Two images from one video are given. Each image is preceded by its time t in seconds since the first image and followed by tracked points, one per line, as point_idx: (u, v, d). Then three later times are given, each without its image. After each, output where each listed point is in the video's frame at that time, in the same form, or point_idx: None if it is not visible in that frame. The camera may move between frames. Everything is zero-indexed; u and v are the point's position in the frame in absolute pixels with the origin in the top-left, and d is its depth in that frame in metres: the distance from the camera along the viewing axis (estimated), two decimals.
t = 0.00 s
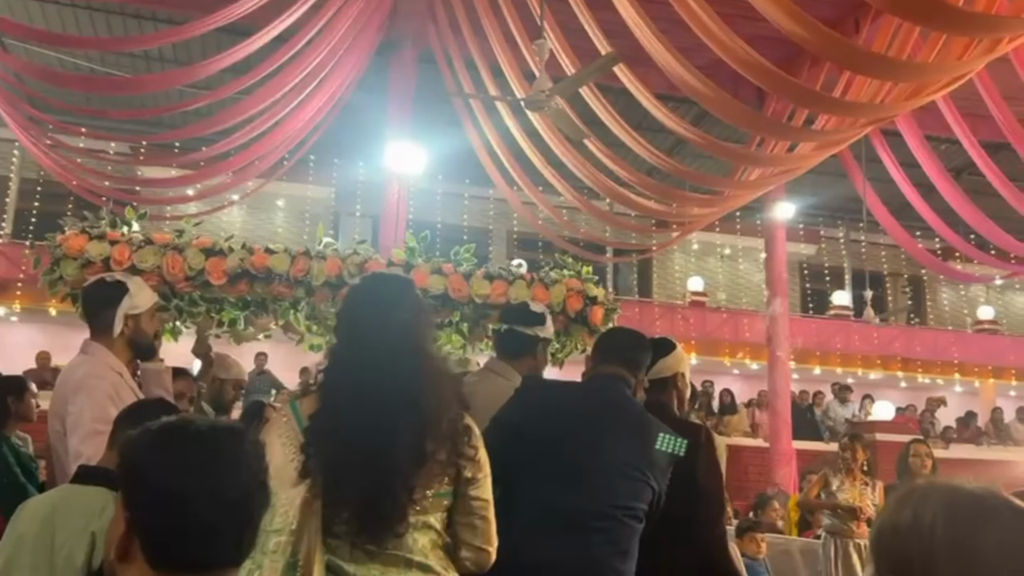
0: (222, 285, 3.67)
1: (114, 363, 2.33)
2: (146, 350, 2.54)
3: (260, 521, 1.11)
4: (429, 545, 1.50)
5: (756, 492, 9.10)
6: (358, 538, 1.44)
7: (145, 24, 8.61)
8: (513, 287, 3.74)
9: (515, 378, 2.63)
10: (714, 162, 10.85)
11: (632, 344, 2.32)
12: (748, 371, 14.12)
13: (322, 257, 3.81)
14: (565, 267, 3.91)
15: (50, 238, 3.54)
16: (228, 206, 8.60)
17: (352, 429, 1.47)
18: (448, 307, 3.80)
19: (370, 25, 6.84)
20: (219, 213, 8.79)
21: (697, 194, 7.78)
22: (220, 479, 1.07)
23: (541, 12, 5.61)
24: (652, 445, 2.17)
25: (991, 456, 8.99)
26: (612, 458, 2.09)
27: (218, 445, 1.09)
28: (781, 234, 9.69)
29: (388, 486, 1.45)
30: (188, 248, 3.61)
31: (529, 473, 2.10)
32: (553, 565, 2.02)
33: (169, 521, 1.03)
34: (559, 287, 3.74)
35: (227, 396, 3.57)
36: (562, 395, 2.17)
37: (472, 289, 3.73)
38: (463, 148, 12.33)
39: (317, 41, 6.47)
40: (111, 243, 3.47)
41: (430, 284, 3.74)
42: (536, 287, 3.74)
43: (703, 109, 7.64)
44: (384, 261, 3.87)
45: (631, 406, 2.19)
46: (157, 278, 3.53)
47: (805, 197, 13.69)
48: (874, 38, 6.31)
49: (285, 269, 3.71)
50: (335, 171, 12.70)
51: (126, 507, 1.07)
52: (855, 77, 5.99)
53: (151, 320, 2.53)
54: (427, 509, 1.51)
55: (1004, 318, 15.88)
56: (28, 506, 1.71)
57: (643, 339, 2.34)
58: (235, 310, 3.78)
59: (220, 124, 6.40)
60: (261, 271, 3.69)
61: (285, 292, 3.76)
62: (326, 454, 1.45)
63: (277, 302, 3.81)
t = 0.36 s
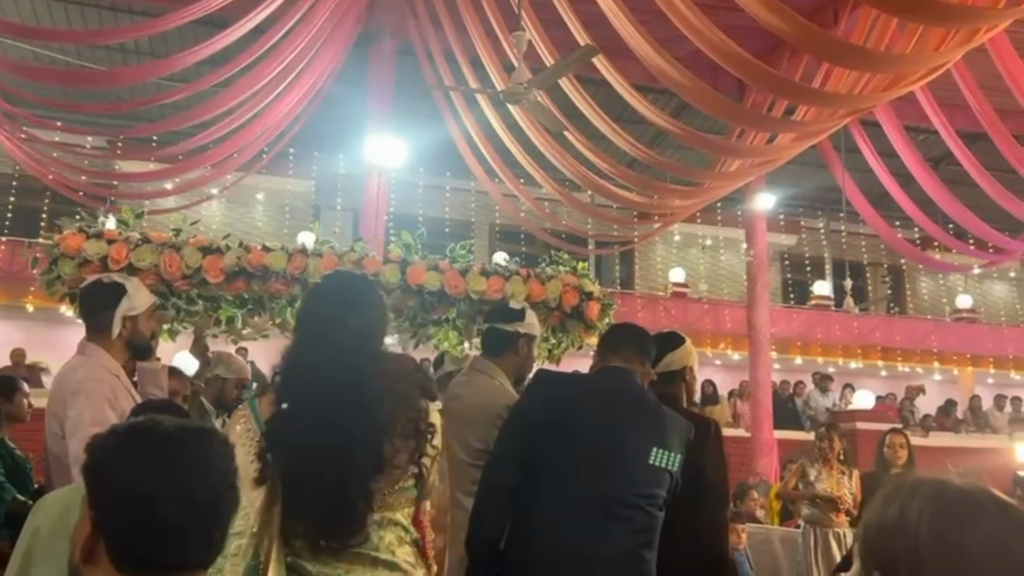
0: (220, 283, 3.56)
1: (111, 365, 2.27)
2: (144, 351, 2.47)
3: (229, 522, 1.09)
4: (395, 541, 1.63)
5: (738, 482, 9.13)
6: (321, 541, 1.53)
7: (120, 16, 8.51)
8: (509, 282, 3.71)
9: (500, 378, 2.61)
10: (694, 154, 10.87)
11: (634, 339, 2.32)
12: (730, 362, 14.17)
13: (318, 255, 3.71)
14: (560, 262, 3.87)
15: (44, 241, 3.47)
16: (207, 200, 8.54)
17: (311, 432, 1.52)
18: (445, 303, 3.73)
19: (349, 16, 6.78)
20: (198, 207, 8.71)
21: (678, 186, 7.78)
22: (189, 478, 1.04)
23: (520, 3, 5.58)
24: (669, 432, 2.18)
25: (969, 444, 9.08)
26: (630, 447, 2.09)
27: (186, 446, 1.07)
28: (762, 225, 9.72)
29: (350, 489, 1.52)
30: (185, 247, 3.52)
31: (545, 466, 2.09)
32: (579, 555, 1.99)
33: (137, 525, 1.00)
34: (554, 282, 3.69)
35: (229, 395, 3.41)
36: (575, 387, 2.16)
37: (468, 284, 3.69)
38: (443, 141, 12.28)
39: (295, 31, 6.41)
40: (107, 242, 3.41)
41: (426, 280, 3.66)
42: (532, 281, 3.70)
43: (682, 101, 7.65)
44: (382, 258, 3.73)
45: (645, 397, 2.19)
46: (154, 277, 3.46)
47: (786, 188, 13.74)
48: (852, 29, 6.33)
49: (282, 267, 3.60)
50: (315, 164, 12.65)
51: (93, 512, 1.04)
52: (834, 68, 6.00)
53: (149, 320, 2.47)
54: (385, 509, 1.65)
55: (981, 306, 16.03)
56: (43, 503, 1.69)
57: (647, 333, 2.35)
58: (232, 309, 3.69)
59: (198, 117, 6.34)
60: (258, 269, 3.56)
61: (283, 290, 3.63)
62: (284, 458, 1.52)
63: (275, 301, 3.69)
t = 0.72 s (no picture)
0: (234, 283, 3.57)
1: (128, 367, 2.29)
2: (158, 349, 2.52)
3: (229, 524, 1.09)
4: (393, 541, 1.65)
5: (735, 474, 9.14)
6: (319, 539, 1.54)
7: (112, 13, 8.50)
8: (521, 278, 3.72)
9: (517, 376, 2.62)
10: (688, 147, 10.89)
11: (653, 330, 2.28)
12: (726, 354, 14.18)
13: (332, 255, 3.73)
14: (571, 258, 3.90)
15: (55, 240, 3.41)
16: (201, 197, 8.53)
17: (309, 431, 1.53)
18: (458, 299, 3.75)
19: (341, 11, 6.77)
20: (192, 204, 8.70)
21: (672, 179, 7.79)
22: (188, 480, 1.04)
23: None
24: (681, 428, 2.17)
25: (964, 433, 9.10)
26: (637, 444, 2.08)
27: (186, 449, 1.07)
28: (756, 218, 9.75)
29: (348, 488, 1.53)
30: (199, 247, 3.53)
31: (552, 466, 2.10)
32: (585, 551, 2.00)
33: (137, 523, 1.01)
34: (567, 277, 3.72)
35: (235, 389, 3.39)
36: (584, 385, 2.15)
37: (481, 279, 3.71)
38: (436, 135, 12.27)
39: (287, 27, 6.41)
40: (123, 244, 3.39)
41: (439, 277, 3.69)
42: (544, 277, 3.72)
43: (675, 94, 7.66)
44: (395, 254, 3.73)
45: (659, 393, 2.18)
46: (169, 277, 3.46)
47: (780, 180, 13.76)
48: (844, 20, 6.33)
49: (295, 266, 3.63)
50: (309, 158, 12.67)
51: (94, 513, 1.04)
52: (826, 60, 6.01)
53: (164, 321, 2.50)
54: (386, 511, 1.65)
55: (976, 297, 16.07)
56: (60, 502, 1.79)
57: (664, 324, 2.31)
58: (246, 309, 3.68)
59: (191, 113, 6.33)
60: (272, 268, 3.58)
61: (296, 289, 3.65)
62: (283, 458, 1.53)
63: (289, 300, 3.70)
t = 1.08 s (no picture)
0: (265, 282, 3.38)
1: (166, 365, 2.16)
2: (190, 351, 2.35)
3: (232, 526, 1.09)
4: (399, 533, 1.64)
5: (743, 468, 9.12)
6: (319, 526, 1.56)
7: (115, 10, 8.48)
8: (550, 275, 3.54)
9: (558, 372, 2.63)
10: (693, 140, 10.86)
11: (672, 322, 2.23)
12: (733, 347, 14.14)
13: (362, 252, 3.52)
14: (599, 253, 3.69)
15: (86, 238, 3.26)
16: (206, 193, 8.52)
17: (312, 423, 1.53)
18: (488, 297, 3.55)
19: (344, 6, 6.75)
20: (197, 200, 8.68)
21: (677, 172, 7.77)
22: (190, 478, 1.05)
23: None
24: (697, 425, 2.11)
25: (972, 424, 9.09)
26: (647, 439, 2.04)
27: (187, 449, 1.07)
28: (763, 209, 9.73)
29: (349, 481, 1.54)
30: (229, 245, 3.35)
31: (561, 457, 2.10)
32: (591, 545, 1.99)
33: (137, 521, 1.01)
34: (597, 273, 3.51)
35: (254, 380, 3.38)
36: (595, 377, 2.14)
37: (511, 277, 3.50)
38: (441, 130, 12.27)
39: (291, 22, 6.40)
40: (153, 241, 3.23)
41: (468, 274, 3.52)
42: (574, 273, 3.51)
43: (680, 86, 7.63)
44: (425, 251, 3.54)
45: (674, 388, 2.14)
46: (200, 277, 3.29)
47: (787, 171, 13.72)
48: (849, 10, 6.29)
49: (326, 263, 3.45)
50: (313, 155, 12.68)
51: (96, 508, 1.05)
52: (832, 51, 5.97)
53: (198, 322, 2.34)
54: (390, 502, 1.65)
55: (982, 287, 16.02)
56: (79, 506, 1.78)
57: (684, 318, 2.25)
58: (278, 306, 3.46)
59: (196, 110, 6.32)
60: (304, 267, 3.40)
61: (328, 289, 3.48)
62: (290, 450, 1.53)
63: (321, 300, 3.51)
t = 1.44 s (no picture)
0: (315, 279, 3.26)
1: (221, 357, 2.08)
2: (242, 346, 2.26)
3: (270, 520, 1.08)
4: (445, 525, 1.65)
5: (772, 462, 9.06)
6: (377, 518, 1.53)
7: (143, 8, 8.58)
8: (594, 271, 3.41)
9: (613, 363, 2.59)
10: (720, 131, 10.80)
11: (705, 313, 2.19)
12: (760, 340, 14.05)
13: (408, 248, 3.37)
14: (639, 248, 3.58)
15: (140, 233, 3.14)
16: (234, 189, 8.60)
17: (352, 418, 1.52)
18: (532, 293, 3.45)
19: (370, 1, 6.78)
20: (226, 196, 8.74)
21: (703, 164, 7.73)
22: (226, 479, 1.03)
23: None
24: (735, 416, 2.07)
25: (1005, 418, 8.97)
26: (681, 436, 2.02)
27: (222, 449, 1.06)
28: (790, 200, 9.67)
29: (396, 474, 1.52)
30: (279, 242, 3.23)
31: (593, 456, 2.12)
32: (636, 540, 1.99)
33: (175, 522, 1.00)
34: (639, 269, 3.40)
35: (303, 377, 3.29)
36: (627, 374, 2.14)
37: (554, 275, 3.37)
38: (465, 124, 12.31)
39: (317, 18, 6.46)
40: (206, 238, 3.09)
41: (513, 270, 3.39)
42: (617, 269, 3.40)
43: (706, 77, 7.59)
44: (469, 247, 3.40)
45: (710, 380, 2.10)
46: (251, 273, 3.18)
47: (815, 162, 13.60)
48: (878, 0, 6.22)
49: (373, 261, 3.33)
50: (340, 151, 12.80)
51: (136, 506, 1.04)
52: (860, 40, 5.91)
53: (251, 315, 2.25)
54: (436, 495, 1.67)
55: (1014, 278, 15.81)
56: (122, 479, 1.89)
57: (717, 308, 2.20)
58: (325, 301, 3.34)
59: (225, 107, 6.38)
60: (352, 264, 3.29)
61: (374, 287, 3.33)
62: (336, 446, 1.53)
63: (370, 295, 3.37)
